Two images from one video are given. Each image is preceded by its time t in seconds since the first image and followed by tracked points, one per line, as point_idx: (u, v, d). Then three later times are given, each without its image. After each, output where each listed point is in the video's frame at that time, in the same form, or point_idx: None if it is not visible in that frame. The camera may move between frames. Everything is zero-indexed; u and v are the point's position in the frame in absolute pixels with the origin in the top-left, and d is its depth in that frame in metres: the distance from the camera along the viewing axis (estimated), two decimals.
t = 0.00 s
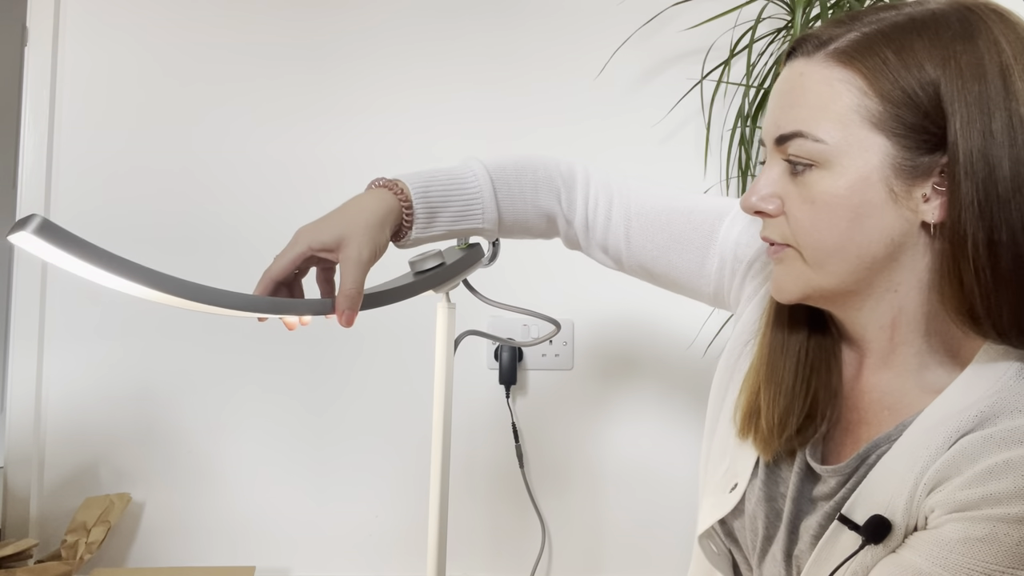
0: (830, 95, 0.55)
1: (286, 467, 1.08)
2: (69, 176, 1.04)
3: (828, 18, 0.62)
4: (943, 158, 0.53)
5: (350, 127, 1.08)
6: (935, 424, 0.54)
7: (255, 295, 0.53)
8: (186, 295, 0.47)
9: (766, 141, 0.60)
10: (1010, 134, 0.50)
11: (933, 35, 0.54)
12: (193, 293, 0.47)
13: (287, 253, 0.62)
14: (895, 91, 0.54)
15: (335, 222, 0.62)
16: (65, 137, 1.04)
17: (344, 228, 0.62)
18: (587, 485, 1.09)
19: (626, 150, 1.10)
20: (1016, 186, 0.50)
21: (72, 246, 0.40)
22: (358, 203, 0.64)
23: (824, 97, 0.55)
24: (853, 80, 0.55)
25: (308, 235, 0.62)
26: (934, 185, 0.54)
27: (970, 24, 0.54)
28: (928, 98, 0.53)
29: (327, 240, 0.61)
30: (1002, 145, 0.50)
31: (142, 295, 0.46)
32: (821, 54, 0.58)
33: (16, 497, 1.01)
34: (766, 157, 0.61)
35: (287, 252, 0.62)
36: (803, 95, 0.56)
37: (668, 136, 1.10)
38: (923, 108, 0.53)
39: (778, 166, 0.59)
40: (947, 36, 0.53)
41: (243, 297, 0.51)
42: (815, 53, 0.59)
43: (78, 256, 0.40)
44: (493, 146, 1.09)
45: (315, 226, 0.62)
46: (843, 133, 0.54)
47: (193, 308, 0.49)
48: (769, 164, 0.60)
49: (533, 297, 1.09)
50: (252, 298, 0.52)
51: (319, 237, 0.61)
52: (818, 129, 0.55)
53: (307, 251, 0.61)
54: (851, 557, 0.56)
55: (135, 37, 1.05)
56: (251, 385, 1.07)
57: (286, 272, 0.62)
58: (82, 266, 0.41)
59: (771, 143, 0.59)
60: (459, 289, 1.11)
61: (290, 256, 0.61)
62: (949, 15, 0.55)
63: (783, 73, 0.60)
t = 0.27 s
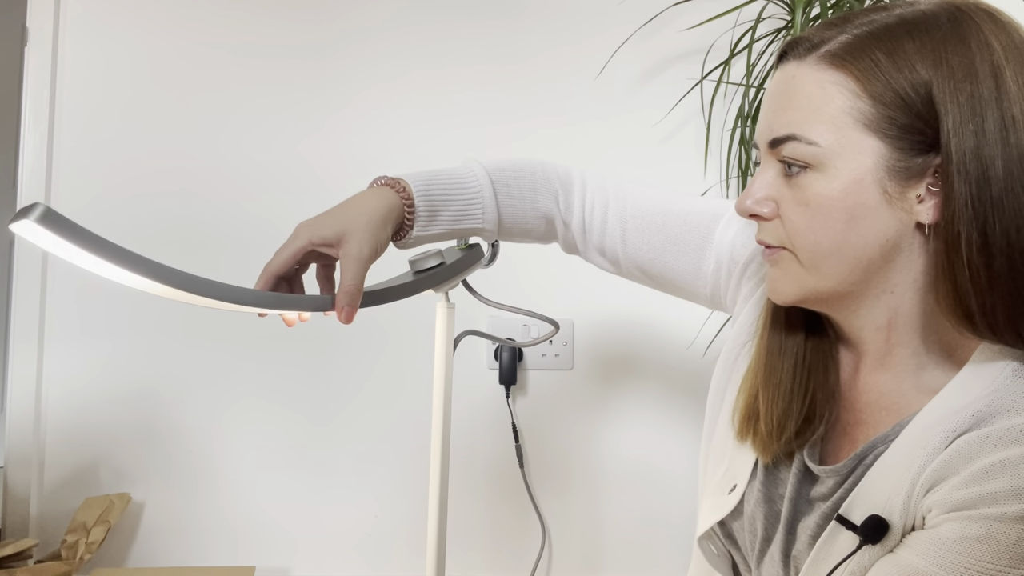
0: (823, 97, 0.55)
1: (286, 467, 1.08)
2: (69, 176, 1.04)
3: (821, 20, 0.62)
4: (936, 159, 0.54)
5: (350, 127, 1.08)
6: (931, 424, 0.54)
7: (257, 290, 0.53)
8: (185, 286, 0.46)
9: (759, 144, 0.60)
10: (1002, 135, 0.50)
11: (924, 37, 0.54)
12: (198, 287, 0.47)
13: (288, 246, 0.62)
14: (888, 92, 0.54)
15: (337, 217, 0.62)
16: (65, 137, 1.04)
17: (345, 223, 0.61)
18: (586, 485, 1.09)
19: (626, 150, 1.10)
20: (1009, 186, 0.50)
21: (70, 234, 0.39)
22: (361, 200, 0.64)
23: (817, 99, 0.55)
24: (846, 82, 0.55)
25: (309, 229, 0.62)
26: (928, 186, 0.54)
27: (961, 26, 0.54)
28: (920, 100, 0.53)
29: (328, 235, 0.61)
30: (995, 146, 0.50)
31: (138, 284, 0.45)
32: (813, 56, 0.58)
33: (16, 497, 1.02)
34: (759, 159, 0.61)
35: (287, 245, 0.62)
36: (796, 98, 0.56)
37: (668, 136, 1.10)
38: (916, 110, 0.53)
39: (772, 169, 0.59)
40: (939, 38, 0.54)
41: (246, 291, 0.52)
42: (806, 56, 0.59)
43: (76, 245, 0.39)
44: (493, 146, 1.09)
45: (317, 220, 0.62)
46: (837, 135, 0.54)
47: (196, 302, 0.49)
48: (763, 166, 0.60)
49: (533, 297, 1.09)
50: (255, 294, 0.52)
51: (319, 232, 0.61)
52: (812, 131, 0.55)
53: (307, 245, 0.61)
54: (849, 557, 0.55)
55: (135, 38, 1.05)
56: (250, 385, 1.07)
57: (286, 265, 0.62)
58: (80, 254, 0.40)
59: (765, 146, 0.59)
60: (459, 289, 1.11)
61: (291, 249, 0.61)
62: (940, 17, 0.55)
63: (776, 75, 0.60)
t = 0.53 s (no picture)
0: (824, 97, 0.55)
1: (286, 467, 1.08)
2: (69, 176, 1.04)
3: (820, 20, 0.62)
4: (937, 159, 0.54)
5: (350, 127, 1.08)
6: (931, 425, 0.54)
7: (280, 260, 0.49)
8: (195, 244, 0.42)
9: (759, 144, 0.60)
10: (1004, 135, 0.50)
11: (925, 37, 0.54)
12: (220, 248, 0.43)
13: (286, 220, 0.61)
14: (889, 92, 0.54)
15: (340, 193, 0.62)
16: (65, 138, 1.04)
17: (349, 198, 0.61)
18: (586, 485, 1.09)
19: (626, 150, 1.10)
20: (1011, 186, 0.50)
21: (86, 164, 0.35)
22: (366, 183, 0.64)
23: (818, 99, 0.55)
24: (846, 81, 0.55)
25: (311, 202, 0.61)
26: (928, 186, 0.54)
27: (961, 25, 0.54)
28: (921, 100, 0.53)
29: (330, 209, 0.61)
30: (996, 146, 0.50)
31: (143, 236, 0.41)
32: (813, 56, 0.58)
33: (16, 497, 1.02)
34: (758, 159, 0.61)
35: (287, 218, 0.61)
36: (797, 98, 0.56)
37: (668, 136, 1.10)
38: (917, 109, 0.53)
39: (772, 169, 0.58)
40: (939, 38, 0.54)
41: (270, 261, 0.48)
42: (806, 56, 0.59)
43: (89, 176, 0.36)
44: (493, 146, 1.09)
45: (319, 195, 0.62)
46: (838, 135, 0.54)
47: (218, 266, 0.46)
48: (763, 166, 0.60)
49: (533, 297, 1.09)
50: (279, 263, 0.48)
51: (322, 205, 0.61)
52: (812, 131, 0.54)
53: (308, 217, 0.61)
54: (849, 558, 0.55)
55: (134, 38, 1.05)
56: (250, 385, 1.07)
57: (284, 238, 0.61)
58: (87, 187, 0.36)
59: (765, 146, 0.58)
60: (459, 289, 1.11)
61: (290, 221, 0.60)
62: (940, 16, 0.55)
63: (775, 75, 0.60)
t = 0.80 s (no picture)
0: (823, 95, 0.55)
1: (286, 467, 1.08)
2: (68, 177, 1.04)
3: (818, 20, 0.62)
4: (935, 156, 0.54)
5: (350, 127, 1.08)
6: (928, 423, 0.54)
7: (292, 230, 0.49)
8: (209, 196, 0.42)
9: (758, 143, 0.60)
10: (1002, 132, 0.50)
11: (922, 35, 0.54)
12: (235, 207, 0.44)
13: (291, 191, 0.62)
14: (887, 90, 0.54)
15: (345, 172, 0.63)
16: (65, 139, 1.04)
17: (353, 178, 0.62)
18: (586, 485, 1.09)
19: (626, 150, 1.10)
20: (1008, 182, 0.50)
21: (113, 99, 0.36)
22: (374, 169, 0.65)
23: (817, 98, 0.55)
24: (845, 80, 0.55)
25: (316, 178, 0.62)
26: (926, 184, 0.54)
27: (959, 23, 0.54)
28: (919, 98, 0.53)
29: (333, 186, 0.61)
30: (993, 143, 0.50)
31: (161, 184, 0.42)
32: (812, 55, 0.58)
33: (16, 497, 1.02)
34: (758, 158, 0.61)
35: (291, 189, 0.62)
36: (796, 96, 0.56)
37: (668, 136, 1.10)
38: (915, 107, 0.53)
39: (771, 167, 0.58)
40: (936, 36, 0.54)
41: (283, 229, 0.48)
42: (805, 55, 0.59)
43: (114, 112, 0.36)
44: (493, 147, 1.09)
45: (325, 172, 0.63)
46: (837, 133, 0.54)
47: (228, 227, 0.46)
48: (763, 165, 0.60)
49: (533, 297, 1.09)
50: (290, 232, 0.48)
51: (326, 181, 0.61)
52: (812, 129, 0.55)
53: (311, 192, 0.61)
54: (847, 557, 0.55)
55: (134, 38, 1.05)
56: (250, 386, 1.07)
57: (286, 209, 0.62)
58: (112, 125, 0.37)
59: (764, 144, 0.59)
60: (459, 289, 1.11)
61: (294, 193, 0.61)
62: (938, 15, 0.56)
63: (774, 74, 0.60)
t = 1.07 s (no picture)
0: (818, 93, 0.55)
1: (286, 467, 1.08)
2: (68, 177, 1.05)
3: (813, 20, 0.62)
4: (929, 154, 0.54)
5: (351, 128, 1.08)
6: (925, 421, 0.54)
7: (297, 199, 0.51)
8: (224, 154, 0.45)
9: (755, 141, 0.60)
10: (995, 129, 0.50)
11: (916, 34, 0.55)
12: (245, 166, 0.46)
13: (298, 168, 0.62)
14: (881, 88, 0.54)
15: (353, 156, 0.63)
16: (65, 139, 1.05)
17: (360, 163, 0.63)
18: (586, 485, 1.09)
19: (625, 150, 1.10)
20: (1002, 179, 0.50)
21: (147, 49, 0.39)
22: (380, 157, 0.65)
23: (812, 96, 0.55)
24: (840, 78, 0.55)
25: (324, 158, 0.62)
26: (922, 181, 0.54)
27: (953, 23, 0.54)
28: (913, 96, 0.53)
29: (340, 168, 0.62)
30: (987, 140, 0.50)
31: (179, 137, 0.45)
32: (807, 54, 0.58)
33: (16, 497, 1.02)
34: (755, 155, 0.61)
35: (298, 166, 0.62)
36: (791, 95, 0.56)
37: (668, 136, 1.10)
38: (909, 105, 0.53)
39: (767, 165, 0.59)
40: (930, 35, 0.54)
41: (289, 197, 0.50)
42: (801, 54, 0.59)
43: (146, 61, 0.39)
44: (493, 147, 1.09)
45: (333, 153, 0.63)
46: (832, 131, 0.54)
47: (235, 186, 0.48)
48: (760, 163, 0.60)
49: (533, 297, 1.09)
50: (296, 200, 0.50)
51: (333, 162, 0.62)
52: (806, 127, 0.55)
53: (317, 171, 0.62)
54: (844, 555, 0.55)
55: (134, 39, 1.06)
56: (250, 386, 1.07)
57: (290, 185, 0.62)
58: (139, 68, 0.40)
59: (760, 143, 0.59)
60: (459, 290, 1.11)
61: (301, 170, 0.61)
62: (932, 14, 0.56)
63: (770, 73, 0.60)
